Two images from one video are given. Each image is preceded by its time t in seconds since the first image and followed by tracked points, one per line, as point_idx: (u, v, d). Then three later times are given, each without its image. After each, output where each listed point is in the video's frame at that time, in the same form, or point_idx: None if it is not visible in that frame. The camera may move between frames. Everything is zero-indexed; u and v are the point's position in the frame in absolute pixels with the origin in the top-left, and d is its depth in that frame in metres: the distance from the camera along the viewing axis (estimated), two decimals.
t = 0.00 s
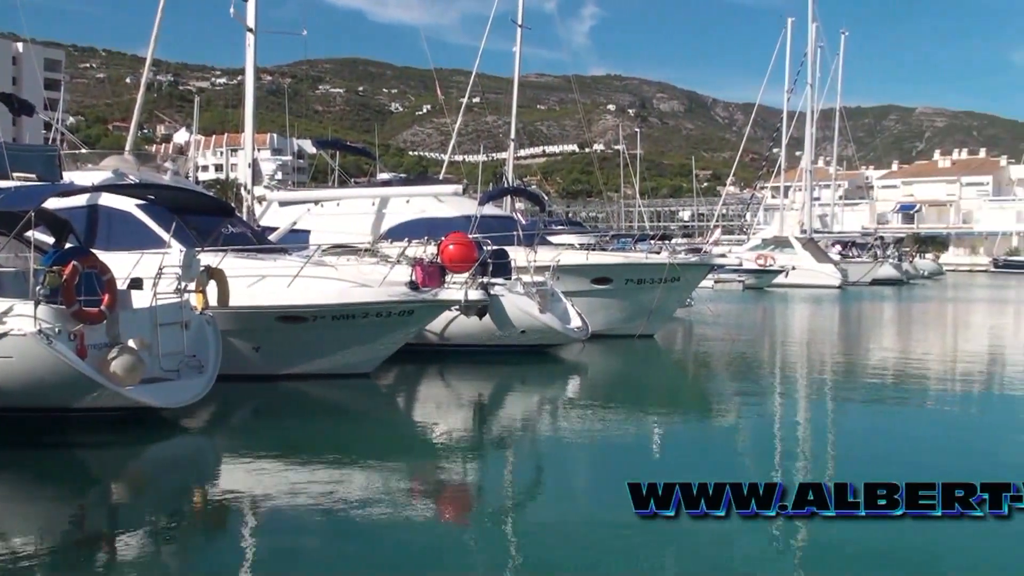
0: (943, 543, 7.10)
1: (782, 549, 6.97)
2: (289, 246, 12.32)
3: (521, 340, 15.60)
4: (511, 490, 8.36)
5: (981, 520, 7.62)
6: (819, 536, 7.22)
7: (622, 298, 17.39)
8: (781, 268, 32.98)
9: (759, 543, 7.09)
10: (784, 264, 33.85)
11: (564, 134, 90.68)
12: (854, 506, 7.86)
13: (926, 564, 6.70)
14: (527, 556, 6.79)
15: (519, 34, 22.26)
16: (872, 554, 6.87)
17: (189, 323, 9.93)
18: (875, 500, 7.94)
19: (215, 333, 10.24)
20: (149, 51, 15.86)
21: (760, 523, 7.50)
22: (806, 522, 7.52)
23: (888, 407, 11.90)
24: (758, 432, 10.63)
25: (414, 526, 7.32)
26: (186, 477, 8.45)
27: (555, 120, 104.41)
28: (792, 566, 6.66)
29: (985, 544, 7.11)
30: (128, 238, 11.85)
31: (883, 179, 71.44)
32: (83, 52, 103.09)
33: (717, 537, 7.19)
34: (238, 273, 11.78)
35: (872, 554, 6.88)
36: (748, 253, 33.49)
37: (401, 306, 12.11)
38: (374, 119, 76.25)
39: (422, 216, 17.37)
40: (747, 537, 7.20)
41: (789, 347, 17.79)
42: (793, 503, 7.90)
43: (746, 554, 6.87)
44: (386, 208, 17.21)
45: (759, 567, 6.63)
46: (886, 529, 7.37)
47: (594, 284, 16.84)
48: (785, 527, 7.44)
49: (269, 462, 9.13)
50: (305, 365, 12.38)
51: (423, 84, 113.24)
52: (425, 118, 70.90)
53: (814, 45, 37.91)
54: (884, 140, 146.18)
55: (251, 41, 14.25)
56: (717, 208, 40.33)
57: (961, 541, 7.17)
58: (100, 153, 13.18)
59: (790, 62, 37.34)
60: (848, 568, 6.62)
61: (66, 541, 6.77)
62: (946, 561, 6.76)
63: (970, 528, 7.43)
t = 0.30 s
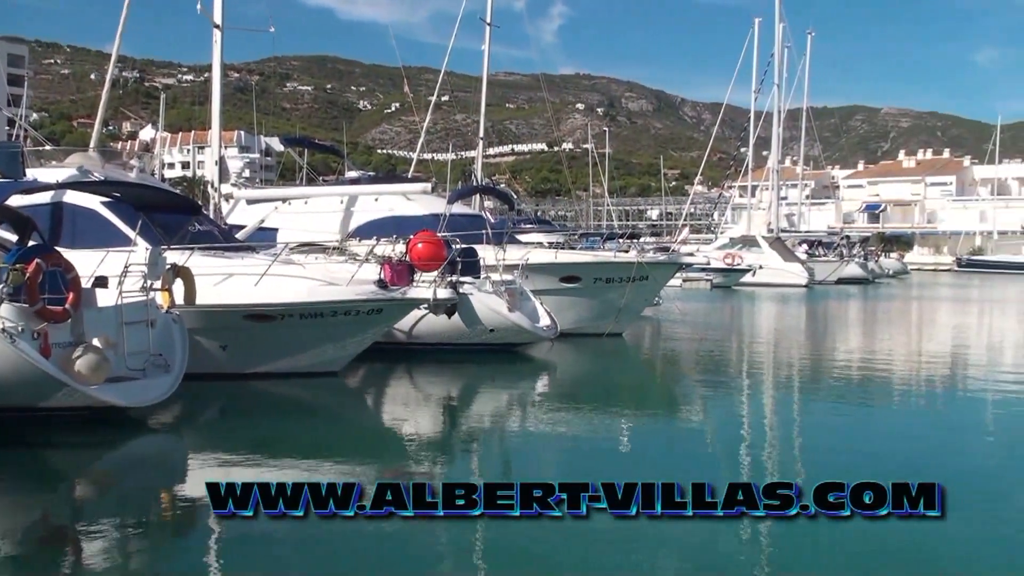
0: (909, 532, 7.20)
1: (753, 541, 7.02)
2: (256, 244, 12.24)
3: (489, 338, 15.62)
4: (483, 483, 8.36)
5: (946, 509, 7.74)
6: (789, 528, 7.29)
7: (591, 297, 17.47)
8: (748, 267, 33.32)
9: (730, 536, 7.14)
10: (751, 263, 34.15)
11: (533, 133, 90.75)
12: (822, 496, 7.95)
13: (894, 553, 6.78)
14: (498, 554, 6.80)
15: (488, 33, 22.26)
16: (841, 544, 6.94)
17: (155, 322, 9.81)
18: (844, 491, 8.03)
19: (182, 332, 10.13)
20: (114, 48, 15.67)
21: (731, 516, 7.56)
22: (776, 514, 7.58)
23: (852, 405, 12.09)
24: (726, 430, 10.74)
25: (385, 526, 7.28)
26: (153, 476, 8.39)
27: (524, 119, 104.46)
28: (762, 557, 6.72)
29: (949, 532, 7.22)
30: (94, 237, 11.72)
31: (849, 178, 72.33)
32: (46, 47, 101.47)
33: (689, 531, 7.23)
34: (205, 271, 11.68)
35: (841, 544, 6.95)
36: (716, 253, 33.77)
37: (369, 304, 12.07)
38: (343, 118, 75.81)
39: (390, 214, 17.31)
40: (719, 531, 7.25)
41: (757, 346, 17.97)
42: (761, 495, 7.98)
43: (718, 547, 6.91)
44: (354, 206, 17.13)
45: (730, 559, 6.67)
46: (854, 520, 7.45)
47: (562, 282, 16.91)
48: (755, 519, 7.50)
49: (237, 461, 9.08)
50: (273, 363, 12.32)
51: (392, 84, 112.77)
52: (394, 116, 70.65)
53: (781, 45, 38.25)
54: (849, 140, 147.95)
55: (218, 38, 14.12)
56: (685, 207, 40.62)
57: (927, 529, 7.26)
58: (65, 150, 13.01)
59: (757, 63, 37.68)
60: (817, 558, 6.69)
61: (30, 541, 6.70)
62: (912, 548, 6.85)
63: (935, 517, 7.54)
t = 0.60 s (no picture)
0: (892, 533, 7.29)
1: (751, 541, 7.09)
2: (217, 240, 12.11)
3: (452, 336, 15.62)
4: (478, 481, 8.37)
5: (914, 506, 7.86)
6: (787, 528, 7.35)
7: (554, 294, 17.54)
8: (710, 265, 33.63)
9: (730, 535, 7.21)
10: (713, 261, 34.46)
11: (496, 130, 90.68)
12: (807, 494, 8.03)
13: (885, 554, 6.85)
14: (494, 554, 6.81)
15: (451, 30, 22.19)
16: (830, 544, 7.03)
17: (114, 320, 9.68)
18: (820, 489, 8.15)
19: (141, 329, 9.99)
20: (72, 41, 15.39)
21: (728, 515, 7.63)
22: (768, 514, 7.65)
23: (811, 401, 12.28)
24: (687, 427, 10.87)
25: (382, 528, 7.25)
26: (112, 475, 8.29)
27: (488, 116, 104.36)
28: (756, 556, 6.79)
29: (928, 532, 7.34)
30: (51, 233, 11.52)
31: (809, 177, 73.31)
32: None
33: (685, 531, 7.28)
34: (165, 268, 11.52)
35: (804, 543, 7.05)
36: (678, 251, 34.03)
37: (331, 301, 12.00)
38: (304, 114, 75.11)
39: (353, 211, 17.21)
40: (718, 531, 7.30)
41: (718, 343, 18.17)
42: (755, 495, 8.08)
43: (714, 547, 6.97)
44: (317, 203, 16.97)
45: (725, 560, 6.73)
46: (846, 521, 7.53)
47: (525, 280, 16.96)
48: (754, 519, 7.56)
49: (198, 460, 9.00)
50: (234, 361, 12.22)
51: (355, 80, 111.99)
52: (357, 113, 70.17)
53: (742, 45, 38.60)
54: (809, 139, 149.86)
55: (179, 33, 13.94)
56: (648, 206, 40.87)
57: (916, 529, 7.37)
58: (22, 146, 12.76)
59: (719, 62, 37.95)
60: (771, 555, 6.81)
61: None
62: (902, 549, 6.91)
63: (878, 516, 7.63)
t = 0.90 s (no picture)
0: (873, 530, 7.41)
1: (756, 540, 7.18)
2: (155, 236, 11.89)
3: (395, 334, 15.60)
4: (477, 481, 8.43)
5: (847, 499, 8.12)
6: (795, 528, 7.43)
7: (497, 292, 17.62)
8: (652, 263, 34.05)
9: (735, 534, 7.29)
10: (655, 259, 34.90)
11: (440, 127, 90.41)
12: (808, 494, 8.14)
13: (893, 557, 6.87)
14: (499, 556, 6.82)
15: (395, 26, 22.06)
16: (835, 545, 7.08)
17: (48, 318, 9.41)
18: (821, 489, 8.26)
19: (75, 327, 9.77)
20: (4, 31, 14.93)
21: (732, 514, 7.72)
22: (769, 514, 7.74)
23: (749, 398, 12.57)
24: (628, 425, 11.02)
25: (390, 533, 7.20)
26: (46, 477, 8.11)
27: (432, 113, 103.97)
28: (761, 555, 6.88)
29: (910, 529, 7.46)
30: None
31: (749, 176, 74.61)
32: None
33: (693, 530, 7.37)
34: (102, 264, 11.27)
35: (802, 542, 7.12)
36: (621, 249, 34.41)
37: (273, 299, 11.87)
38: (246, 109, 73.97)
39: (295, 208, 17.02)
40: (724, 530, 7.38)
41: (660, 340, 18.42)
42: (755, 495, 8.17)
43: (719, 546, 7.06)
44: (258, 199, 16.91)
45: (731, 559, 6.82)
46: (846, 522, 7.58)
47: (468, 278, 17.00)
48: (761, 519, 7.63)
49: (137, 460, 8.86)
50: (173, 359, 12.06)
51: (297, 76, 110.68)
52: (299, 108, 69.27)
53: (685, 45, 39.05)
54: (748, 140, 152.49)
55: (117, 25, 13.63)
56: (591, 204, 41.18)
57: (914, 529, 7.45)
58: None
59: (662, 62, 38.36)
60: (773, 556, 6.87)
61: None
62: (901, 550, 6.97)
63: (878, 516, 7.70)
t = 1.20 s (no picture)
0: (858, 533, 7.44)
1: (761, 539, 7.27)
2: (100, 236, 11.71)
3: (345, 334, 15.53)
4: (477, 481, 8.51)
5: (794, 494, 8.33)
6: (802, 529, 7.50)
7: (446, 292, 17.63)
8: (602, 263, 34.34)
9: (741, 534, 7.39)
10: (606, 259, 35.13)
11: (390, 126, 89.83)
12: (807, 494, 8.24)
13: (889, 558, 6.92)
14: (488, 559, 6.83)
15: (345, 24, 21.91)
16: (836, 548, 7.12)
17: None
18: (820, 489, 8.35)
19: (20, 333, 9.53)
20: None
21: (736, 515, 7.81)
22: (769, 514, 7.84)
23: (698, 396, 12.77)
24: (579, 425, 11.09)
25: (398, 538, 7.18)
26: None
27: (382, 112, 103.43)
28: (764, 556, 6.96)
29: (891, 530, 7.51)
30: None
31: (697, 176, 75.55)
32: None
33: (702, 529, 7.48)
34: (45, 265, 11.08)
35: (805, 547, 7.14)
36: (571, 248, 34.63)
37: (222, 299, 11.77)
38: (193, 107, 72.72)
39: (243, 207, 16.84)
40: (730, 530, 7.47)
41: (609, 340, 18.53)
42: (754, 495, 8.28)
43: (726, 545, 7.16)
44: (206, 198, 16.67)
45: (736, 557, 6.92)
46: (847, 524, 7.62)
47: (419, 277, 17.00)
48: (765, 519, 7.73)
49: (82, 463, 8.74)
50: (119, 361, 11.89)
51: (245, 74, 109.19)
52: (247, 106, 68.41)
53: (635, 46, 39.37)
54: (697, 141, 154.33)
55: (59, 21, 13.37)
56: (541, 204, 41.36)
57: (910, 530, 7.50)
58: None
59: (611, 63, 38.64)
60: (779, 561, 6.88)
61: None
62: (885, 548, 7.10)
63: (877, 516, 7.79)
